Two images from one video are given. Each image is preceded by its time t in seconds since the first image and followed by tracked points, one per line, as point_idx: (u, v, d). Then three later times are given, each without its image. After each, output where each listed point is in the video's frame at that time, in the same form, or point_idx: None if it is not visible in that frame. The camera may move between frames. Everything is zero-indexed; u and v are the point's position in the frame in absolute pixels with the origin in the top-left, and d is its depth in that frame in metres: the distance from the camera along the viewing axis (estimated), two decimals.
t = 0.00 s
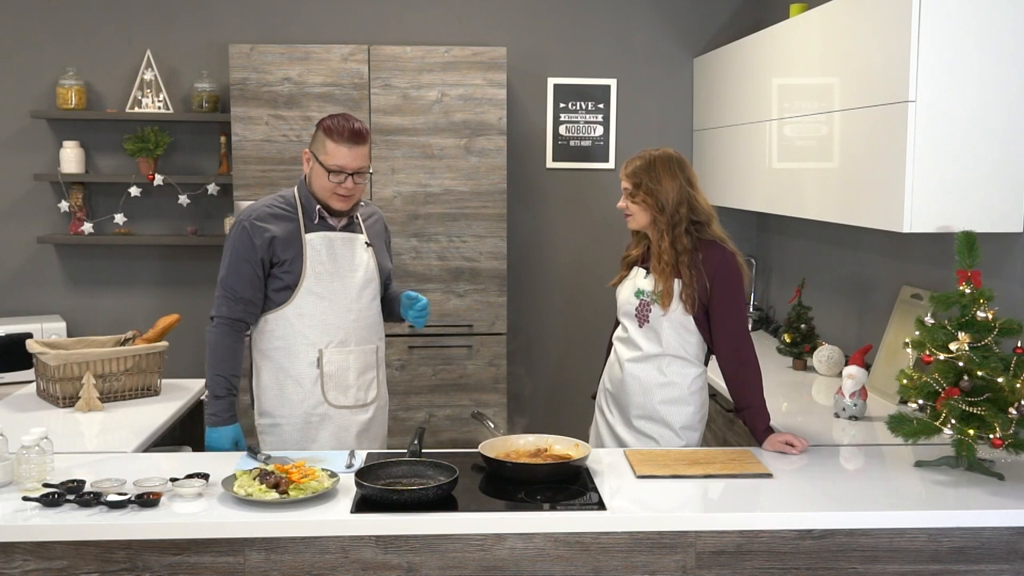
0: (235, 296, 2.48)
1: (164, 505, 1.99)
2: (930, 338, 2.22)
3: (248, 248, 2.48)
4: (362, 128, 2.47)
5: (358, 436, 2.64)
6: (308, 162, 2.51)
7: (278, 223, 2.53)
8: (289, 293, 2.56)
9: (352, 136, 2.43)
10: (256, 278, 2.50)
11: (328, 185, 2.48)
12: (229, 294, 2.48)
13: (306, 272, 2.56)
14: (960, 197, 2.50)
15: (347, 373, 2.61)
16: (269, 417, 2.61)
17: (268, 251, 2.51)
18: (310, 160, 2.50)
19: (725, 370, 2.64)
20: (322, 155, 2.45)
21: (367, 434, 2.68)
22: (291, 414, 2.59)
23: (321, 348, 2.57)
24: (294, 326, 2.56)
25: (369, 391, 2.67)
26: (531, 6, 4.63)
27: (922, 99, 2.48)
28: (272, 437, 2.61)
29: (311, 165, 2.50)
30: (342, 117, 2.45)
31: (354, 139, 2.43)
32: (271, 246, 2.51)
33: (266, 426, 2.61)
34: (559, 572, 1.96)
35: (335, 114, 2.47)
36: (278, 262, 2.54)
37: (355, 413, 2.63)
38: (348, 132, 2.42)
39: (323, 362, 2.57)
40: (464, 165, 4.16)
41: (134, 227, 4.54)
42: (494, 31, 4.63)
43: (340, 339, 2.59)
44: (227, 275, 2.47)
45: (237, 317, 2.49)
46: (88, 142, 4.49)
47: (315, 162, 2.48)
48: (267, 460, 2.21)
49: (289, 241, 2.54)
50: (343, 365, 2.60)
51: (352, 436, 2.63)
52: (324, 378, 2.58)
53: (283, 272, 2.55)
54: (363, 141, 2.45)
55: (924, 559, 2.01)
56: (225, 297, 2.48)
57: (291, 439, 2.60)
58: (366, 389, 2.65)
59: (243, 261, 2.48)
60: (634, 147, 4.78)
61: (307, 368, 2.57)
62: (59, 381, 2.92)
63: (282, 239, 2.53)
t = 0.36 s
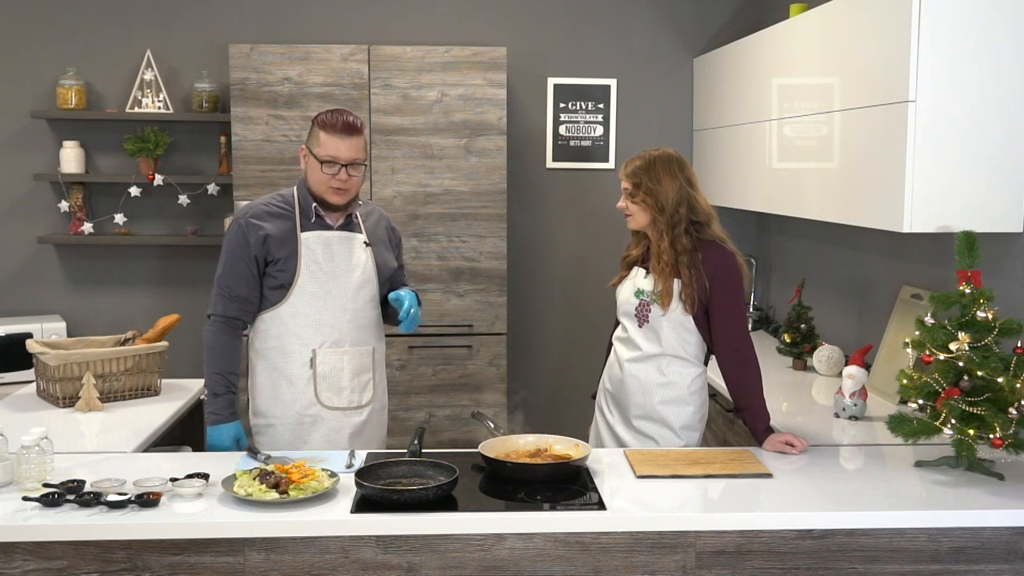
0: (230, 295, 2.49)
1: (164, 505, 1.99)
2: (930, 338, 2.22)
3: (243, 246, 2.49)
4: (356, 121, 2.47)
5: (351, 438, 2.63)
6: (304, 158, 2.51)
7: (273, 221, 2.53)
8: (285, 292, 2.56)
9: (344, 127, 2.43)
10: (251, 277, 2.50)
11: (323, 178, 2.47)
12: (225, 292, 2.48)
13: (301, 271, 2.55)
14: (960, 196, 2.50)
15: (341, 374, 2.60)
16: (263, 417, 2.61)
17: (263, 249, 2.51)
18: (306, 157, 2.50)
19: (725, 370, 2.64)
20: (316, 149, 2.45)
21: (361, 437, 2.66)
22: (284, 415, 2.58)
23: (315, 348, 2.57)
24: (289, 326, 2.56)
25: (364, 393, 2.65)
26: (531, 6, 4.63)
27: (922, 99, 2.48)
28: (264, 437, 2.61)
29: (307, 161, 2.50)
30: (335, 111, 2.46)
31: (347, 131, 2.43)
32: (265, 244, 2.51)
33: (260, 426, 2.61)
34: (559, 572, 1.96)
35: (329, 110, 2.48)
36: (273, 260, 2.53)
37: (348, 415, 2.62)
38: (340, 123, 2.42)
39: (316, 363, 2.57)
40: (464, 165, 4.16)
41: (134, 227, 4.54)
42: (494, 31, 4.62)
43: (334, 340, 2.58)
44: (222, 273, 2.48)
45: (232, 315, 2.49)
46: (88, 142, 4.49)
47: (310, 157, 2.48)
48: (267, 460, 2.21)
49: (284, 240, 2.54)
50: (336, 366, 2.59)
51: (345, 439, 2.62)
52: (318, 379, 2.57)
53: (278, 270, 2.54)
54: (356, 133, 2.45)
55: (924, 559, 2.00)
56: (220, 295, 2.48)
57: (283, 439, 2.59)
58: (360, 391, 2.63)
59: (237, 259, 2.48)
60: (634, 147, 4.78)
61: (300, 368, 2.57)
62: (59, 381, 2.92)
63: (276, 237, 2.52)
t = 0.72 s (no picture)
0: (224, 298, 2.48)
1: (164, 505, 1.99)
2: (930, 338, 2.22)
3: (236, 249, 2.48)
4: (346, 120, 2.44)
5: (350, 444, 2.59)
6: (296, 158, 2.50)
7: (267, 223, 2.52)
8: (280, 296, 2.55)
9: (333, 125, 2.39)
10: (245, 280, 2.49)
11: (313, 178, 2.46)
12: (219, 296, 2.47)
13: (296, 274, 2.53)
14: (960, 196, 2.50)
15: (339, 379, 2.57)
16: (261, 423, 2.60)
17: (257, 252, 2.50)
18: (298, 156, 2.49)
19: (725, 370, 2.64)
20: (306, 148, 2.43)
21: (361, 444, 2.62)
22: (281, 420, 2.57)
23: (312, 352, 2.55)
24: (285, 330, 2.54)
25: (364, 398, 2.61)
26: (531, 6, 4.63)
27: (922, 99, 2.48)
28: (263, 443, 2.59)
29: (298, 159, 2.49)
30: (325, 110, 2.43)
31: (336, 130, 2.40)
32: (259, 247, 2.50)
33: (258, 432, 2.60)
34: (559, 572, 1.96)
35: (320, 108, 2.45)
36: (267, 263, 2.52)
37: (347, 420, 2.58)
38: (329, 122, 2.39)
39: (312, 367, 2.54)
40: (464, 165, 4.16)
41: (134, 227, 4.54)
42: (494, 31, 4.62)
43: (330, 344, 2.56)
44: (216, 276, 2.47)
45: (226, 319, 2.48)
46: (88, 142, 4.49)
47: (300, 156, 2.46)
48: (267, 460, 2.21)
49: (278, 242, 2.52)
50: (333, 370, 2.56)
51: (343, 445, 2.57)
52: (314, 383, 2.55)
53: (272, 273, 2.53)
54: (346, 131, 2.42)
55: (924, 559, 2.00)
56: (215, 298, 2.48)
57: (281, 445, 2.57)
58: (359, 397, 2.59)
59: (231, 262, 2.47)
60: (634, 147, 4.78)
61: (297, 373, 2.55)
62: (59, 381, 2.92)
63: (270, 239, 2.51)
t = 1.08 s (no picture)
0: (212, 309, 2.41)
1: (164, 505, 1.99)
2: (930, 338, 2.22)
3: (222, 258, 2.40)
4: (325, 123, 2.35)
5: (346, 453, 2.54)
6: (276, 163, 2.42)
7: (253, 231, 2.43)
8: (269, 304, 2.48)
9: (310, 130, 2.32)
10: (232, 290, 2.42)
11: (292, 186, 2.38)
12: (207, 306, 2.41)
13: (285, 282, 2.46)
14: (960, 196, 2.50)
15: (333, 388, 2.51)
16: (255, 431, 2.54)
17: (244, 260, 2.42)
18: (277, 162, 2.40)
19: (724, 369, 2.65)
20: (284, 154, 2.34)
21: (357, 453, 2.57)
22: (275, 431, 2.51)
23: (305, 361, 2.49)
24: (277, 340, 2.48)
25: (359, 406, 2.56)
26: (531, 6, 4.63)
27: (922, 99, 2.48)
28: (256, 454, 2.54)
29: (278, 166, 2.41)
30: (303, 113, 2.34)
31: (314, 134, 2.32)
32: (246, 256, 2.42)
33: (254, 440, 2.54)
34: (559, 572, 1.96)
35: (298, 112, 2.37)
36: (254, 272, 2.44)
37: (342, 430, 2.53)
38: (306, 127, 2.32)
39: (306, 377, 2.49)
40: (464, 165, 4.16)
41: (135, 227, 4.54)
42: (494, 31, 4.62)
43: (323, 353, 2.50)
44: (203, 286, 2.41)
45: (215, 330, 2.43)
46: (88, 142, 4.49)
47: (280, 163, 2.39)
48: (267, 460, 2.21)
49: (266, 250, 2.44)
50: (326, 380, 2.50)
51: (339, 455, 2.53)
52: (307, 394, 2.49)
53: (261, 282, 2.46)
54: (325, 135, 2.33)
55: (924, 559, 2.00)
56: (203, 309, 2.42)
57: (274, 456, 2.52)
58: (354, 405, 2.54)
59: (217, 272, 2.40)
60: (634, 147, 4.78)
61: (289, 384, 2.49)
62: (59, 381, 2.92)
63: (256, 248, 2.43)
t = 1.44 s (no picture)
0: (197, 315, 2.42)
1: (164, 505, 1.99)
2: (931, 338, 2.22)
3: (204, 265, 2.39)
4: (302, 125, 2.31)
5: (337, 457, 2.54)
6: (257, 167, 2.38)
7: (236, 236, 2.41)
8: (255, 309, 2.48)
9: (287, 133, 2.27)
10: (216, 296, 2.42)
11: (273, 191, 2.34)
12: (191, 313, 2.42)
13: (270, 288, 2.45)
14: (960, 196, 2.50)
15: (322, 394, 2.50)
16: (242, 435, 2.54)
17: (227, 267, 2.41)
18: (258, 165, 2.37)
19: (727, 368, 2.64)
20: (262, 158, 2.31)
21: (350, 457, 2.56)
22: (265, 436, 2.51)
23: (293, 366, 2.48)
24: (265, 344, 2.48)
25: (351, 410, 2.55)
26: (531, 6, 4.64)
27: (922, 99, 2.48)
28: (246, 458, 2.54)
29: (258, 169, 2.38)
30: (280, 116, 2.30)
31: (291, 138, 2.28)
32: (229, 262, 2.41)
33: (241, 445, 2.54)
34: (559, 572, 1.96)
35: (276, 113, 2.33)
36: (238, 277, 2.43)
37: (333, 434, 2.52)
38: (283, 130, 2.27)
39: (295, 382, 2.48)
40: (464, 165, 4.16)
41: (135, 227, 4.54)
42: (494, 31, 4.62)
43: (312, 357, 2.49)
44: (187, 293, 2.41)
45: (200, 336, 2.44)
46: (88, 142, 4.49)
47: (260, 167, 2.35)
48: (267, 460, 2.21)
49: (249, 256, 2.42)
50: (316, 385, 2.50)
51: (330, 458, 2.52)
52: (296, 399, 2.48)
53: (245, 287, 2.45)
54: (302, 138, 2.29)
55: (924, 559, 2.00)
56: (187, 315, 2.42)
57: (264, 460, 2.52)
58: (345, 409, 2.53)
59: (200, 279, 2.40)
60: (634, 147, 4.78)
61: (279, 388, 2.49)
62: (59, 381, 2.92)
63: (239, 253, 2.41)
